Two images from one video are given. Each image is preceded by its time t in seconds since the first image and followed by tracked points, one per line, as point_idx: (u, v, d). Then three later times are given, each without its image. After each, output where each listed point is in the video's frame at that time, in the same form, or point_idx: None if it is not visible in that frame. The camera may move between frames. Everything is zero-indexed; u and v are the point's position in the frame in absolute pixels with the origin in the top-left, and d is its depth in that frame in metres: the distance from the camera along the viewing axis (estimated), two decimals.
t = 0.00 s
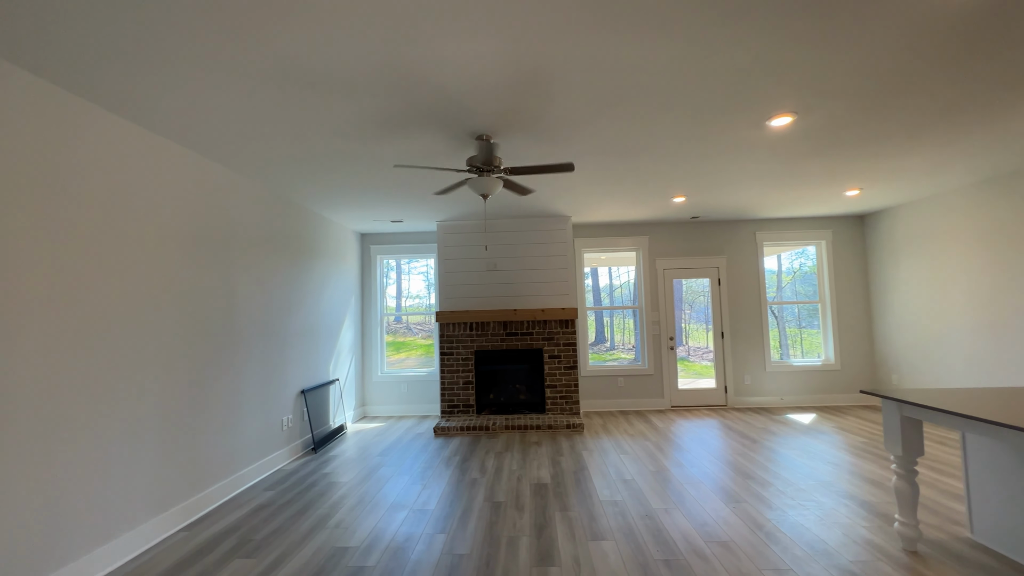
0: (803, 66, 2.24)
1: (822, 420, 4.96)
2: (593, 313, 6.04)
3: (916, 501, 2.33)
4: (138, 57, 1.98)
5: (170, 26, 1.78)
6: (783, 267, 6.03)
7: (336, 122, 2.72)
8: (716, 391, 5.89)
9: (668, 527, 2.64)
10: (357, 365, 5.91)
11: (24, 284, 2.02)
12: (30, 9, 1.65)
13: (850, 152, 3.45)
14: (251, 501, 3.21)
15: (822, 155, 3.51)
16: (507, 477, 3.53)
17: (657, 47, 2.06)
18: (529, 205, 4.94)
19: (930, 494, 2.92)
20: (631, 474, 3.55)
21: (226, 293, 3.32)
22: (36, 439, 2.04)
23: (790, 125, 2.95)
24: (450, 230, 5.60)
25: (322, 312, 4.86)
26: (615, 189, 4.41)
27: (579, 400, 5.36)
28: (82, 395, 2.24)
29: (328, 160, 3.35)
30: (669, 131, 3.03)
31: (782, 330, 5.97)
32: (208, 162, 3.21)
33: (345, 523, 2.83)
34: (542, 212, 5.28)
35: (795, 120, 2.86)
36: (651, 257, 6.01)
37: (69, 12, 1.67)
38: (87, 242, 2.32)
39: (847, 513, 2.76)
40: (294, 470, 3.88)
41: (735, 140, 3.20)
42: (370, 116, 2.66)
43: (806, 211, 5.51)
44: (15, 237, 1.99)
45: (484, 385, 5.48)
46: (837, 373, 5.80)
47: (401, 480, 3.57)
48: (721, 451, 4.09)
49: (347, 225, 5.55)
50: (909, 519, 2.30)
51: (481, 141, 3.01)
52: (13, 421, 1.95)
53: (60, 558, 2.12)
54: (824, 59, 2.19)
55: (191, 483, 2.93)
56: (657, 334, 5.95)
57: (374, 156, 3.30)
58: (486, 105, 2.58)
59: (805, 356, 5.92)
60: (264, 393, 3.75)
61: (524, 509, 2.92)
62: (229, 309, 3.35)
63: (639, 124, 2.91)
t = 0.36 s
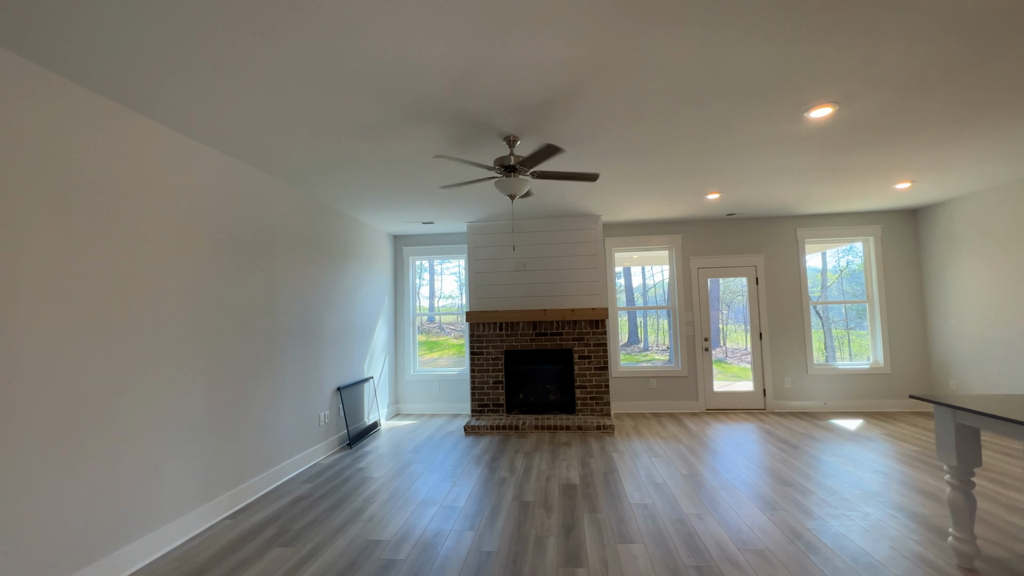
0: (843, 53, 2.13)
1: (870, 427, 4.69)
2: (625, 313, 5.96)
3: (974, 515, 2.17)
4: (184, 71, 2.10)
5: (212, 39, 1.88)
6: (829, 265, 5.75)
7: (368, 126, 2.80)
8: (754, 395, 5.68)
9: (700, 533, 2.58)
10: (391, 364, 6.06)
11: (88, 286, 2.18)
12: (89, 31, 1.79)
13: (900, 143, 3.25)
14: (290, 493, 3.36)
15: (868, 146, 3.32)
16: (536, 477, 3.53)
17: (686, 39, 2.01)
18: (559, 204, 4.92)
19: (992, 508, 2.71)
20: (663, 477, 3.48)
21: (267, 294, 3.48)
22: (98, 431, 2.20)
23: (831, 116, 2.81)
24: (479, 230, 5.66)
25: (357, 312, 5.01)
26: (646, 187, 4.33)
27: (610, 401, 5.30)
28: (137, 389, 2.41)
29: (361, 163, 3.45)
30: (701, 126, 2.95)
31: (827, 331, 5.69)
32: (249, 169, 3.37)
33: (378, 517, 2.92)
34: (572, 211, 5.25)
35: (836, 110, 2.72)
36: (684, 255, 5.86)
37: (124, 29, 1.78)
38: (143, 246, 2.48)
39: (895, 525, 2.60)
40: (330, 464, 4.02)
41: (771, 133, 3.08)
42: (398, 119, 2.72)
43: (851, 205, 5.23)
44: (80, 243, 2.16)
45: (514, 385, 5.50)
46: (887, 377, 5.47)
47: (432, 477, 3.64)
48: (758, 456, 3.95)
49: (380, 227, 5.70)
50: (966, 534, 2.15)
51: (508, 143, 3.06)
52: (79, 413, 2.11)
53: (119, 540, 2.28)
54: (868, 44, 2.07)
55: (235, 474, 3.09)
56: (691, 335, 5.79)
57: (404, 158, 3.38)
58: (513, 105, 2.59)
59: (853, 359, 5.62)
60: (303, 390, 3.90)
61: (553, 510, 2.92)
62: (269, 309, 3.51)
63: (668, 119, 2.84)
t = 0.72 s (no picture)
0: (866, 43, 2.06)
1: (906, 432, 4.49)
2: (650, 313, 5.88)
3: (1015, 527, 2.06)
4: (207, 79, 2.20)
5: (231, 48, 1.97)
6: (864, 263, 5.53)
7: (385, 129, 2.86)
8: (782, 397, 5.53)
9: (722, 537, 2.53)
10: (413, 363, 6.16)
11: (122, 286, 2.31)
12: (123, 45, 1.90)
13: (934, 136, 3.11)
14: (316, 488, 3.46)
15: (899, 140, 3.19)
16: (555, 478, 3.54)
17: (696, 33, 1.98)
18: (578, 204, 4.91)
19: None
20: (684, 480, 3.43)
21: (292, 295, 3.60)
22: (133, 423, 2.33)
23: (856, 109, 2.71)
24: (499, 231, 5.70)
25: (379, 312, 5.12)
26: (666, 186, 4.28)
27: (631, 402, 5.25)
28: (171, 385, 2.54)
29: (380, 166, 3.53)
30: (720, 123, 2.90)
31: (862, 332, 5.47)
32: (274, 175, 3.50)
33: (399, 513, 2.98)
34: (592, 211, 5.23)
35: (862, 103, 2.63)
36: (708, 255, 5.75)
37: (153, 41, 1.88)
38: (174, 248, 2.60)
39: (930, 535, 2.50)
40: (354, 461, 4.13)
41: (794, 129, 3.00)
42: (414, 121, 2.78)
43: (885, 202, 5.02)
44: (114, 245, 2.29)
45: (534, 385, 5.51)
46: (925, 380, 5.23)
47: (452, 475, 3.69)
48: (785, 461, 3.83)
49: (402, 229, 5.80)
50: (1005, 546, 2.05)
51: (525, 145, 3.07)
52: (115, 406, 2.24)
53: (154, 529, 2.41)
54: (892, 34, 2.00)
55: (263, 469, 3.21)
56: (715, 335, 5.68)
57: (422, 161, 3.44)
58: (527, 106, 2.61)
59: (889, 361, 5.40)
60: (327, 388, 4.02)
61: (572, 511, 2.92)
62: (294, 310, 3.62)
63: (685, 116, 2.80)
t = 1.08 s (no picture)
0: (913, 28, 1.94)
1: (966, 443, 4.17)
2: (688, 313, 5.72)
3: None
4: (248, 95, 2.33)
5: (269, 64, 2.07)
6: (923, 259, 5.16)
7: (414, 135, 2.94)
8: (827, 402, 5.26)
9: (756, 548, 2.45)
10: (445, 363, 6.28)
11: (174, 291, 2.48)
12: (174, 67, 2.05)
13: (996, 124, 2.88)
14: (351, 484, 3.60)
15: (956, 130, 2.97)
16: (585, 480, 3.52)
17: (724, 27, 1.92)
18: (609, 204, 4.85)
19: None
20: (718, 487, 3.33)
21: (329, 297, 3.76)
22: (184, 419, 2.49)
23: (904, 99, 2.55)
24: (530, 232, 5.71)
25: (413, 313, 5.25)
26: (699, 184, 4.16)
27: (664, 405, 5.14)
28: (219, 383, 2.71)
29: (410, 171, 3.62)
30: (754, 118, 2.80)
31: (920, 333, 5.11)
32: (312, 182, 3.66)
33: (429, 511, 3.06)
34: (623, 211, 5.15)
35: (910, 92, 2.47)
36: (746, 253, 5.54)
37: (200, 62, 2.02)
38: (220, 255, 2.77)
39: (989, 556, 2.32)
40: (388, 458, 4.25)
41: (835, 121, 2.85)
42: (441, 127, 2.83)
43: (943, 194, 4.68)
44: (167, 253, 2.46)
45: (565, 387, 5.49)
46: (990, 387, 4.84)
47: (482, 475, 3.74)
48: (828, 470, 3.65)
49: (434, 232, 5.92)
50: None
51: (551, 148, 3.09)
52: (169, 402, 2.41)
53: (204, 517, 2.58)
54: (941, 17, 1.87)
55: (303, 464, 3.36)
56: (755, 337, 5.47)
57: (451, 165, 3.51)
58: (553, 108, 2.61)
59: (948, 365, 5.03)
60: (363, 387, 4.16)
61: (600, 515, 2.90)
62: (331, 312, 3.78)
63: (717, 112, 2.72)
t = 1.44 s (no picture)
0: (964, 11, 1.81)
1: None
2: (727, 313, 5.53)
3: None
4: (282, 109, 2.44)
5: (300, 78, 2.16)
6: (990, 254, 4.76)
7: (442, 141, 2.99)
8: (877, 408, 4.97)
9: (793, 561, 2.35)
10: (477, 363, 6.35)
11: (218, 295, 2.63)
12: (215, 85, 2.18)
13: None
14: (385, 480, 3.72)
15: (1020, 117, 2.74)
16: (614, 484, 3.48)
17: (754, 20, 1.85)
18: (641, 203, 4.76)
19: None
20: (754, 495, 3.22)
21: (363, 299, 3.88)
22: (228, 416, 2.64)
23: (957, 86, 2.38)
24: (560, 233, 5.69)
25: (444, 314, 5.34)
26: (734, 181, 4.02)
27: (699, 408, 5.00)
28: (260, 382, 2.86)
29: (440, 175, 3.69)
30: (790, 112, 2.68)
31: (987, 334, 4.72)
32: (346, 189, 3.79)
33: (459, 509, 3.12)
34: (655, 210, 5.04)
35: (964, 79, 2.30)
36: (787, 251, 5.31)
37: (239, 80, 2.14)
38: (260, 260, 2.92)
39: None
40: (420, 456, 4.35)
41: (881, 112, 2.69)
42: (468, 132, 2.87)
43: (1009, 185, 4.32)
44: (211, 259, 2.61)
45: (596, 388, 5.44)
46: None
47: (511, 475, 3.77)
48: (876, 481, 3.45)
49: (465, 233, 6.00)
50: None
51: (577, 148, 3.07)
52: (214, 400, 2.56)
53: (247, 509, 2.73)
54: None
55: (339, 460, 3.50)
56: (796, 338, 5.23)
57: (479, 168, 3.55)
58: (578, 109, 2.59)
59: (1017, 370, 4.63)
60: (396, 387, 4.28)
61: (629, 520, 2.86)
62: (365, 314, 3.91)
63: (749, 107, 2.62)
